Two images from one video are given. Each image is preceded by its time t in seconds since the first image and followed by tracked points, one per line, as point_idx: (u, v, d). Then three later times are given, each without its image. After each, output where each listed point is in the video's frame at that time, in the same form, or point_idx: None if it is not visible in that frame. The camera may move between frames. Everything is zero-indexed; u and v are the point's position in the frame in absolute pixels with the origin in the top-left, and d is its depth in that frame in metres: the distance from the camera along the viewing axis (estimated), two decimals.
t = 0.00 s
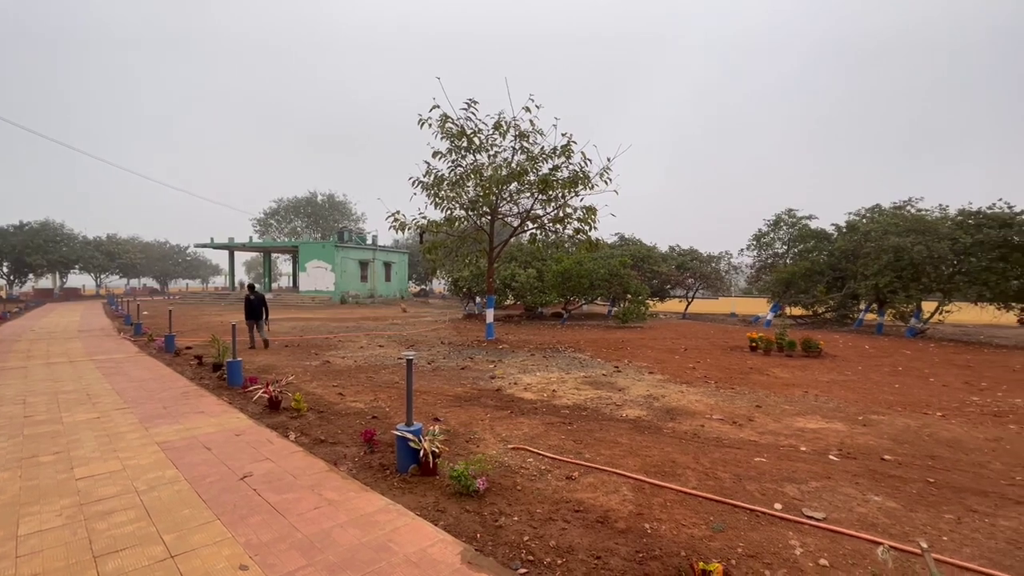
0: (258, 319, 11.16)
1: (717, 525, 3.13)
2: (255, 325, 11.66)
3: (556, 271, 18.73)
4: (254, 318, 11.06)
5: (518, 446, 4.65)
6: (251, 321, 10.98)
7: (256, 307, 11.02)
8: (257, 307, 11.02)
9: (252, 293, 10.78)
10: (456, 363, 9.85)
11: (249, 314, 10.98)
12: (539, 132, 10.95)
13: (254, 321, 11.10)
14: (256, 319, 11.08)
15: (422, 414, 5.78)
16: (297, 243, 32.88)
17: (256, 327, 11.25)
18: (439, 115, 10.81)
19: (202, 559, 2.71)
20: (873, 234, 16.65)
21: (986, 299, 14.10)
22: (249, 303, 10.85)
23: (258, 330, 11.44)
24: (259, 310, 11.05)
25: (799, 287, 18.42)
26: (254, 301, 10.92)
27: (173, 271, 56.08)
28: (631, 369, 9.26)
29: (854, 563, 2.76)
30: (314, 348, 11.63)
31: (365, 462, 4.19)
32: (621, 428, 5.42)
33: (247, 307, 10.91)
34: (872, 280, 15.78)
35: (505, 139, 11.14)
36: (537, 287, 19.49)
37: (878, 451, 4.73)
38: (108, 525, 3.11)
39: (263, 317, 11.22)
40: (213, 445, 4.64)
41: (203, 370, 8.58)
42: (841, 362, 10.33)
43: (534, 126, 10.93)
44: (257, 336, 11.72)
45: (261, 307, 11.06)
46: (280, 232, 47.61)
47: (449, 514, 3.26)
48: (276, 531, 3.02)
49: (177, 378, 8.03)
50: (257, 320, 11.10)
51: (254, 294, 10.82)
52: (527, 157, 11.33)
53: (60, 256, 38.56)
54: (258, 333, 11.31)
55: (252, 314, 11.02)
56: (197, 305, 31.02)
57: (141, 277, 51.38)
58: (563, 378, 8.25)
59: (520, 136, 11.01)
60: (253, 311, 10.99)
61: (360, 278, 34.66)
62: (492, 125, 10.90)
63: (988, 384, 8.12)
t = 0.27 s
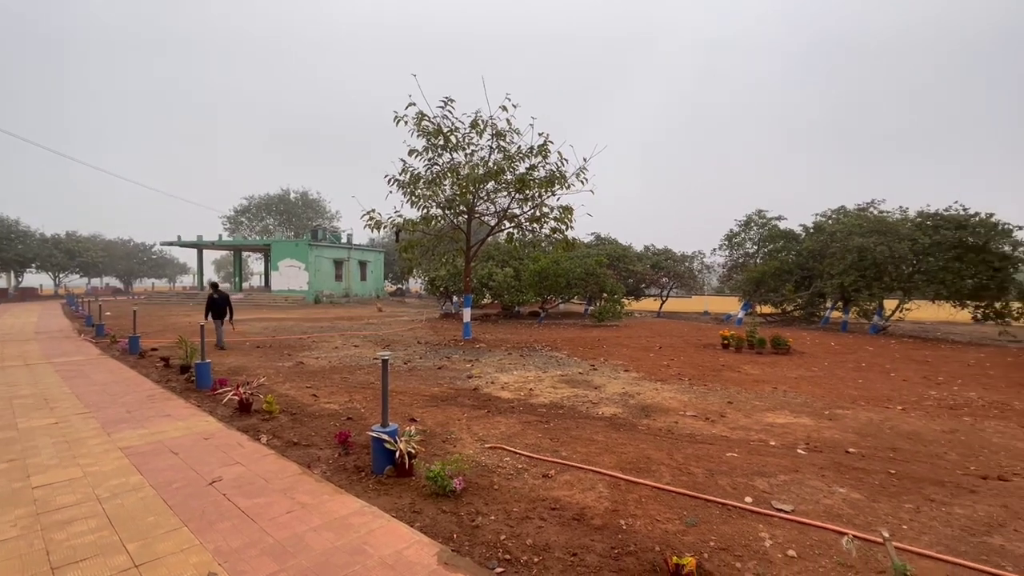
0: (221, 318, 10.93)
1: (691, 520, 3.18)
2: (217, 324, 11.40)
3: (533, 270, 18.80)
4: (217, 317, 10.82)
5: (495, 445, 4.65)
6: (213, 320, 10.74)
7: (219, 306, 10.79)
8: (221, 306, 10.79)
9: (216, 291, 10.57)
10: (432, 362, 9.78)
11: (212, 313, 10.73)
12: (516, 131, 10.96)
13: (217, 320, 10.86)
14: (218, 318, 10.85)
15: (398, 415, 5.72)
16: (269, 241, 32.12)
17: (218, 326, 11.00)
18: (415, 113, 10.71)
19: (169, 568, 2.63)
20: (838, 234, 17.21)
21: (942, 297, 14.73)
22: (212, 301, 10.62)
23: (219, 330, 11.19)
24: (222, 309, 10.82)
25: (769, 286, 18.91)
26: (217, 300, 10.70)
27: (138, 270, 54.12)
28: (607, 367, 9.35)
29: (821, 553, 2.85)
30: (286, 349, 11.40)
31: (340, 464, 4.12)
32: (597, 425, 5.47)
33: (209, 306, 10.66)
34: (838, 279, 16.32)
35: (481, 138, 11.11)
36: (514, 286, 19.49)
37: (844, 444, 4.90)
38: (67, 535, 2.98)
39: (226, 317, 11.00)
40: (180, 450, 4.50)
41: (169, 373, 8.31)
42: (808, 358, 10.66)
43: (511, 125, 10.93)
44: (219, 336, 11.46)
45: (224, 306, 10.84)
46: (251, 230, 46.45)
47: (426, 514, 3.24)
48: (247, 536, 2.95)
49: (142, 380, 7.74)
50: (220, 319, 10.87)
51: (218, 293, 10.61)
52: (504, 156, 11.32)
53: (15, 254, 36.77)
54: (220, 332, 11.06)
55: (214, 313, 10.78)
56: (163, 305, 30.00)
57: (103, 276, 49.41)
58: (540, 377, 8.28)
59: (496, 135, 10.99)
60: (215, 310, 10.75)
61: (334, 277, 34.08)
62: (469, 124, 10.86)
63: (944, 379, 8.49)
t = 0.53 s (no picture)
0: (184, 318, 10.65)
1: (665, 515, 3.24)
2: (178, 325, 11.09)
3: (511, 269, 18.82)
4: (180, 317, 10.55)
5: (472, 445, 4.64)
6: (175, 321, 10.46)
7: (182, 306, 10.52)
8: (184, 306, 10.53)
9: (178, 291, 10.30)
10: (409, 362, 9.70)
11: (174, 313, 10.45)
12: (493, 130, 10.94)
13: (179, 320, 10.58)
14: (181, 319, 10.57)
15: (374, 416, 5.65)
16: (240, 239, 31.32)
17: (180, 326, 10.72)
18: (391, 110, 10.59)
19: None
20: (806, 235, 17.73)
21: (903, 295, 15.31)
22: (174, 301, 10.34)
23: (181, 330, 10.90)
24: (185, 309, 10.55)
25: (740, 285, 19.33)
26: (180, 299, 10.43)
27: (100, 269, 52.10)
28: (584, 365, 9.43)
29: (789, 544, 2.93)
30: (258, 349, 11.14)
31: (314, 466, 4.05)
32: (574, 423, 5.51)
33: (172, 306, 10.37)
34: (806, 278, 16.81)
35: (458, 136, 11.06)
36: (491, 285, 19.45)
37: (811, 438, 5.05)
38: (24, 546, 2.85)
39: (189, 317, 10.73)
40: (146, 455, 4.35)
41: (135, 375, 8.02)
42: (778, 355, 10.96)
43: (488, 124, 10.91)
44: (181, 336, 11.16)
45: (188, 306, 10.58)
46: (222, 228, 45.23)
47: (402, 516, 3.21)
48: (217, 542, 2.87)
49: (105, 383, 7.46)
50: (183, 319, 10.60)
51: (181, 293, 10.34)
52: (481, 155, 11.30)
53: None
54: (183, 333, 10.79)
55: (176, 314, 10.50)
56: (128, 305, 28.96)
57: (63, 275, 47.40)
58: (518, 376, 8.30)
59: (473, 133, 10.96)
60: (178, 309, 10.47)
61: (308, 275, 33.45)
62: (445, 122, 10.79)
63: (904, 373, 8.85)
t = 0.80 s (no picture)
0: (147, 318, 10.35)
1: (641, 510, 3.29)
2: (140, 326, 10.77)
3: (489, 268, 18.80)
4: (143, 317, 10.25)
5: (450, 444, 4.62)
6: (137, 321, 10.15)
7: (144, 306, 10.22)
8: (146, 306, 10.23)
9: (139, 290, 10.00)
10: (386, 362, 9.59)
11: (135, 314, 10.14)
12: (471, 128, 10.90)
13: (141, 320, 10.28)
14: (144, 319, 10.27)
15: (350, 416, 5.57)
16: (211, 237, 30.47)
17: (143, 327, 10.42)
18: (367, 106, 10.46)
19: None
20: (777, 234, 18.19)
21: (868, 293, 15.88)
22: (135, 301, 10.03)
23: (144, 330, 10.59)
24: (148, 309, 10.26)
25: (714, 283, 19.76)
26: (142, 299, 10.13)
27: (62, 268, 50.02)
28: (562, 363, 9.49)
29: (761, 535, 3.01)
30: (230, 350, 10.86)
31: (288, 469, 3.97)
32: (552, 421, 5.54)
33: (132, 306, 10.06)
34: (777, 276, 17.24)
35: (436, 133, 10.98)
36: (469, 284, 19.34)
37: (781, 432, 5.19)
38: None
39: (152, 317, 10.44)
40: (111, 460, 4.20)
41: (99, 377, 7.73)
42: (751, 352, 11.22)
43: (466, 122, 10.86)
44: (144, 337, 10.84)
45: (150, 305, 10.28)
46: (191, 225, 43.94)
47: (379, 517, 3.18)
48: (186, 549, 2.80)
49: (67, 387, 7.17)
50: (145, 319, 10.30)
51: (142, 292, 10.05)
52: (459, 153, 11.24)
53: None
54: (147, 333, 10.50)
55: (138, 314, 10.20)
56: (91, 305, 27.88)
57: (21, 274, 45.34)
58: (496, 375, 8.30)
59: (451, 131, 10.90)
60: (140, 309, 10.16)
61: (282, 274, 32.76)
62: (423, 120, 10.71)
63: (869, 368, 9.17)
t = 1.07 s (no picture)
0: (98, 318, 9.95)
1: (613, 505, 3.33)
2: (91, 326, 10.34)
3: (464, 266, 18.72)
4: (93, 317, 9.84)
5: (424, 443, 4.59)
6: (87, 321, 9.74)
7: (94, 305, 9.81)
8: (97, 305, 9.82)
9: (88, 289, 9.59)
10: (359, 361, 9.46)
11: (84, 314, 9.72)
12: (445, 125, 10.82)
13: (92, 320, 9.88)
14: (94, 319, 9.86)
15: (322, 417, 5.47)
16: (174, 234, 29.41)
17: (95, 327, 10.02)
18: (339, 101, 10.26)
19: None
20: (745, 233, 18.66)
21: (830, 291, 16.53)
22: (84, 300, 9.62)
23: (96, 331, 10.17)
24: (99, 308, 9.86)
25: (684, 281, 20.25)
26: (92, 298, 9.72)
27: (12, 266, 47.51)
28: (536, 361, 9.54)
29: (729, 526, 3.10)
30: (195, 351, 10.52)
31: (257, 471, 3.88)
32: (526, 418, 5.57)
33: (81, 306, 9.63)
34: (745, 274, 17.70)
35: (409, 130, 10.86)
36: (444, 282, 19.18)
37: (749, 426, 5.34)
38: None
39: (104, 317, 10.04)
40: (66, 467, 4.02)
41: (53, 380, 7.38)
42: (720, 348, 11.51)
43: (440, 119, 10.77)
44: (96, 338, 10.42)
45: (100, 304, 9.88)
46: (153, 222, 42.31)
47: (351, 518, 3.14)
48: (148, 557, 2.70)
49: (18, 391, 6.81)
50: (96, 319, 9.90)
51: (91, 291, 9.64)
52: (433, 150, 11.15)
53: None
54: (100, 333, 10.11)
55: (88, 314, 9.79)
56: (45, 305, 26.57)
57: None
58: (470, 373, 8.28)
59: (425, 128, 10.80)
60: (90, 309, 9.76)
61: (251, 272, 31.90)
62: (396, 116, 10.57)
63: (831, 363, 9.52)
